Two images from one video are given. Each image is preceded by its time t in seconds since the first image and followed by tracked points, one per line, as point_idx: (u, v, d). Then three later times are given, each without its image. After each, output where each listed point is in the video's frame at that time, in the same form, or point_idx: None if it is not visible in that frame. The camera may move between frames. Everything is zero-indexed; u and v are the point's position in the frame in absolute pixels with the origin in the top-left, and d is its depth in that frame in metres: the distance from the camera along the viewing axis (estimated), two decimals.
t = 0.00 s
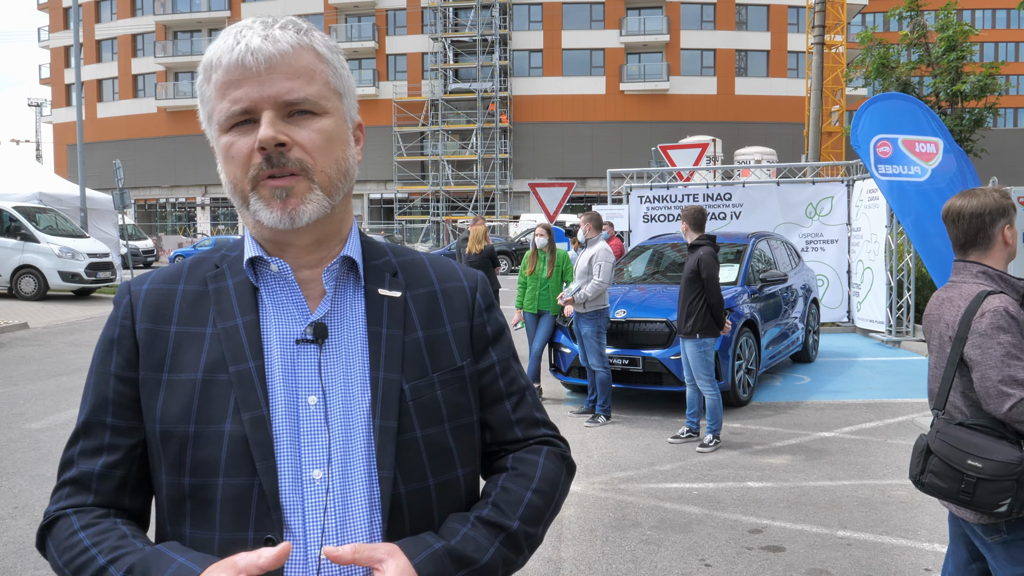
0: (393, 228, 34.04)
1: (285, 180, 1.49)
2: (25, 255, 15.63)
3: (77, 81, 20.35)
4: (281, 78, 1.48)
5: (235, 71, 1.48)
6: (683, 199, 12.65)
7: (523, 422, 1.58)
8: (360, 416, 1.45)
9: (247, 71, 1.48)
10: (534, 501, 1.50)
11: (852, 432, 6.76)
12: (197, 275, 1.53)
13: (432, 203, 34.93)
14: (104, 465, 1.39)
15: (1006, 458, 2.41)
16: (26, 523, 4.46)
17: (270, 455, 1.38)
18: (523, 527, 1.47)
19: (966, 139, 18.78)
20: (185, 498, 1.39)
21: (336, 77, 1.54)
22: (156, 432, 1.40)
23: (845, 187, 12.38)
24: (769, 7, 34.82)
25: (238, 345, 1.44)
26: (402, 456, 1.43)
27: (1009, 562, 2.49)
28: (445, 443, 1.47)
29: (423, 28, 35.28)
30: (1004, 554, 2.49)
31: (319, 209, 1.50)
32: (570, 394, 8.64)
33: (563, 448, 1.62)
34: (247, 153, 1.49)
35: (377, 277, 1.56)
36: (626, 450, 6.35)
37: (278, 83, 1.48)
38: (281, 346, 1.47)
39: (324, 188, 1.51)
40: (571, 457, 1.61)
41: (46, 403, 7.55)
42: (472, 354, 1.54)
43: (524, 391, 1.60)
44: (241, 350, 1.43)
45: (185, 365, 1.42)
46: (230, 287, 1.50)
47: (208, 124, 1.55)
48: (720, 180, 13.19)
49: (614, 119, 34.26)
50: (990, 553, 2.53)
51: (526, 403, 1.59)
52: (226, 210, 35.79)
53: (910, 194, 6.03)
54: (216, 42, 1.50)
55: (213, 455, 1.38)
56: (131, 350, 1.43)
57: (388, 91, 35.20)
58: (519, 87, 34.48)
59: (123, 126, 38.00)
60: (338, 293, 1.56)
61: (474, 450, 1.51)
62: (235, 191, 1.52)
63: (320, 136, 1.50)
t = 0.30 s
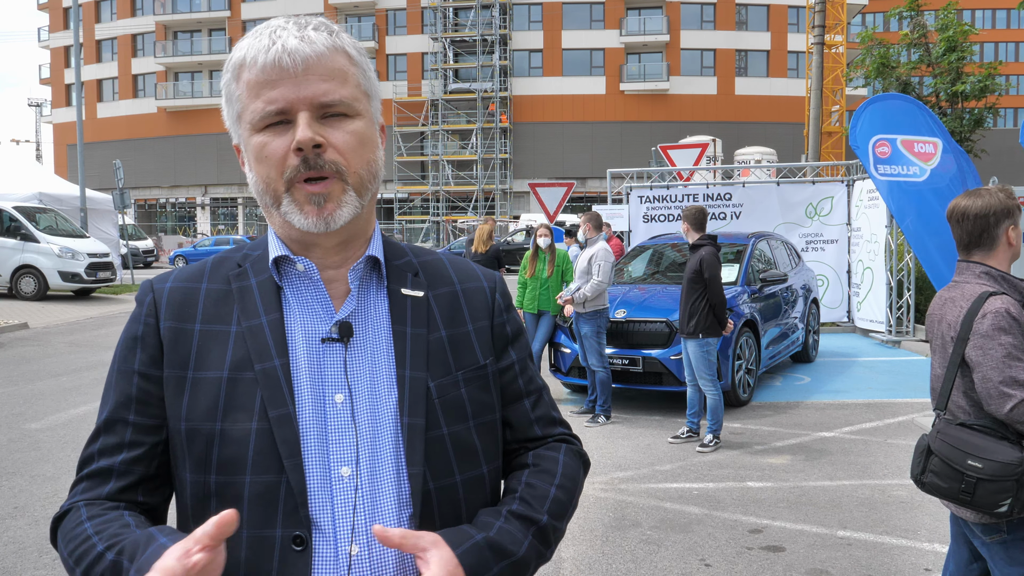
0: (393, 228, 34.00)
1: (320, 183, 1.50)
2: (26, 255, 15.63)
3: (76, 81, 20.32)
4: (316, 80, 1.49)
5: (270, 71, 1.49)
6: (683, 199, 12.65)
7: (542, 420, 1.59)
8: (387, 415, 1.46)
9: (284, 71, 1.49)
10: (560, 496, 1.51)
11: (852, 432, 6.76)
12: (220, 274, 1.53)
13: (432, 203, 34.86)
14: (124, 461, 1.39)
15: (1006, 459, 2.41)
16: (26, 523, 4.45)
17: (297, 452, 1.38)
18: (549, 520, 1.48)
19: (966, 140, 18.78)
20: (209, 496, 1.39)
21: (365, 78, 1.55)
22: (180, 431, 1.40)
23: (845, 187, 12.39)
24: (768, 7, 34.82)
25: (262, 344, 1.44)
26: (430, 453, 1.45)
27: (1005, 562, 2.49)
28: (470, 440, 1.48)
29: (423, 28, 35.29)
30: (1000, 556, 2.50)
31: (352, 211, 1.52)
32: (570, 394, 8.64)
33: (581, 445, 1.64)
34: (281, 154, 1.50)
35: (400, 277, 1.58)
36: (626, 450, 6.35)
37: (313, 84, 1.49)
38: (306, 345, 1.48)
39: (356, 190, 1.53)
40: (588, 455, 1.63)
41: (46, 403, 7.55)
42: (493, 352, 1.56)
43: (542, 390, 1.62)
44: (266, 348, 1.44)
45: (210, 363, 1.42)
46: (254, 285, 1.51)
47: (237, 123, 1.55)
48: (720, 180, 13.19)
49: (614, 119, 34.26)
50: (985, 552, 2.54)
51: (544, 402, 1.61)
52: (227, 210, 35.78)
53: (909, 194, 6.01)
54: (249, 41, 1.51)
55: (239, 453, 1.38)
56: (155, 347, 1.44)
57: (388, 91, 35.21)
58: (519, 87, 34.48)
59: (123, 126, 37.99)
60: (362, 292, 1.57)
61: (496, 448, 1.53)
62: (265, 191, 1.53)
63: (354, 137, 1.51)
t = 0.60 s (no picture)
0: (393, 228, 33.98)
1: (318, 185, 1.50)
2: (25, 255, 15.62)
3: (77, 81, 20.29)
4: (314, 82, 1.49)
5: (270, 74, 1.49)
6: (683, 199, 12.66)
7: (550, 421, 1.61)
8: (399, 413, 1.46)
9: (282, 75, 1.49)
10: (579, 492, 1.53)
11: (852, 432, 6.76)
12: (231, 272, 1.53)
13: (432, 203, 34.81)
14: (138, 457, 1.38)
15: (1010, 458, 2.41)
16: (26, 522, 4.45)
17: (309, 451, 1.38)
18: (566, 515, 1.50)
19: (965, 140, 18.79)
20: (222, 493, 1.39)
21: (369, 80, 1.55)
22: (193, 428, 1.39)
23: (845, 187, 12.41)
24: (768, 7, 34.82)
25: (275, 343, 1.43)
26: (444, 453, 1.45)
27: (1008, 562, 2.49)
28: (482, 443, 1.49)
29: (423, 28, 35.27)
30: (1003, 555, 2.50)
31: (352, 213, 1.51)
32: (570, 394, 8.63)
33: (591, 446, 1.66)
34: (280, 156, 1.50)
35: (410, 278, 1.58)
36: (626, 450, 6.35)
37: (311, 87, 1.49)
38: (317, 344, 1.47)
39: (357, 193, 1.52)
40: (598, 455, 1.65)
41: (47, 403, 7.55)
42: (502, 354, 1.57)
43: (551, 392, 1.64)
44: (279, 346, 1.43)
45: (223, 360, 1.42)
46: (265, 284, 1.51)
47: (241, 126, 1.56)
48: (720, 180, 13.19)
49: (614, 119, 34.28)
50: (989, 551, 2.53)
51: (552, 403, 1.62)
52: (227, 210, 35.79)
53: (909, 195, 6.00)
54: (253, 44, 1.51)
55: (253, 451, 1.37)
56: (168, 345, 1.43)
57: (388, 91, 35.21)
58: (519, 87, 34.48)
59: (123, 126, 38.02)
60: (373, 293, 1.58)
61: (509, 449, 1.53)
62: (269, 193, 1.53)
63: (353, 139, 1.51)
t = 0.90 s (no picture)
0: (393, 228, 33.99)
1: (319, 178, 1.50)
2: (25, 255, 15.62)
3: (76, 81, 20.28)
4: (319, 77, 1.49)
5: (274, 68, 1.49)
6: (683, 199, 12.66)
7: (547, 420, 1.60)
8: (394, 414, 1.46)
9: (286, 68, 1.49)
10: (569, 489, 1.52)
11: (852, 432, 6.76)
12: (230, 270, 1.53)
13: (432, 203, 34.82)
14: (135, 455, 1.38)
15: (1008, 456, 2.41)
16: (26, 523, 4.45)
17: (304, 451, 1.38)
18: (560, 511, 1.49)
19: (966, 140, 18.80)
20: (216, 492, 1.39)
21: (372, 78, 1.55)
22: (189, 426, 1.40)
23: (845, 187, 12.41)
24: (768, 7, 34.83)
25: (272, 342, 1.43)
26: (438, 454, 1.45)
27: (1007, 562, 2.49)
28: (477, 443, 1.49)
29: (423, 28, 35.29)
30: (1003, 555, 2.49)
31: (352, 209, 1.51)
32: (570, 394, 8.63)
33: (586, 445, 1.65)
34: (281, 149, 1.50)
35: (408, 278, 1.58)
36: (626, 449, 6.34)
37: (316, 82, 1.49)
38: (314, 344, 1.47)
39: (357, 189, 1.52)
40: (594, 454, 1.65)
41: (47, 403, 7.55)
42: (500, 354, 1.57)
43: (548, 392, 1.63)
44: (275, 346, 1.43)
45: (219, 359, 1.42)
46: (262, 283, 1.51)
47: (243, 119, 1.56)
48: (720, 180, 13.20)
49: (614, 119, 34.29)
50: (988, 551, 2.53)
51: (549, 403, 1.61)
52: (227, 210, 35.78)
53: (907, 195, 5.98)
54: (256, 39, 1.51)
55: (248, 451, 1.38)
56: (165, 343, 1.43)
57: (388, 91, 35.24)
58: (519, 86, 34.47)
59: (123, 126, 38.01)
60: (370, 292, 1.57)
61: (504, 449, 1.53)
62: (269, 188, 1.53)
63: (355, 135, 1.51)
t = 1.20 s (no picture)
0: (393, 228, 34.02)
1: (308, 180, 1.50)
2: (25, 255, 15.62)
3: (76, 81, 20.29)
4: (305, 76, 1.49)
5: (261, 68, 1.49)
6: (683, 199, 12.66)
7: (539, 422, 1.59)
8: (383, 416, 1.46)
9: (273, 67, 1.49)
10: (552, 493, 1.53)
11: (852, 432, 6.76)
12: (220, 271, 1.53)
13: (432, 203, 34.84)
14: (130, 459, 1.38)
15: (1007, 455, 2.41)
16: (26, 522, 4.45)
17: (294, 454, 1.38)
18: (542, 516, 1.50)
19: (965, 140, 18.80)
20: (210, 494, 1.40)
21: (360, 76, 1.55)
22: (181, 429, 1.40)
23: (845, 187, 12.40)
24: (768, 7, 34.84)
25: (263, 344, 1.44)
26: (425, 457, 1.45)
27: (1004, 562, 2.49)
28: (467, 444, 1.49)
29: (423, 28, 35.29)
30: (1000, 555, 2.50)
31: (341, 210, 1.51)
32: (570, 394, 8.64)
33: (577, 445, 1.65)
34: (268, 149, 1.50)
35: (398, 278, 1.57)
36: (626, 450, 6.34)
37: (302, 80, 1.49)
38: (303, 344, 1.48)
39: (346, 189, 1.52)
40: (585, 454, 1.65)
41: (46, 403, 7.55)
42: (491, 355, 1.57)
43: (540, 391, 1.63)
44: (265, 348, 1.44)
45: (210, 362, 1.43)
46: (253, 284, 1.51)
47: (230, 120, 1.56)
48: (720, 180, 13.19)
49: (614, 119, 34.30)
50: (986, 551, 2.54)
51: (542, 403, 1.61)
52: (227, 210, 35.81)
53: (906, 195, 5.99)
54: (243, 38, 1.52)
55: (239, 453, 1.38)
56: (156, 346, 1.43)
57: (388, 91, 35.27)
58: (519, 87, 34.48)
59: (123, 126, 38.06)
60: (360, 293, 1.57)
61: (492, 451, 1.53)
62: (258, 189, 1.53)
63: (343, 134, 1.51)
